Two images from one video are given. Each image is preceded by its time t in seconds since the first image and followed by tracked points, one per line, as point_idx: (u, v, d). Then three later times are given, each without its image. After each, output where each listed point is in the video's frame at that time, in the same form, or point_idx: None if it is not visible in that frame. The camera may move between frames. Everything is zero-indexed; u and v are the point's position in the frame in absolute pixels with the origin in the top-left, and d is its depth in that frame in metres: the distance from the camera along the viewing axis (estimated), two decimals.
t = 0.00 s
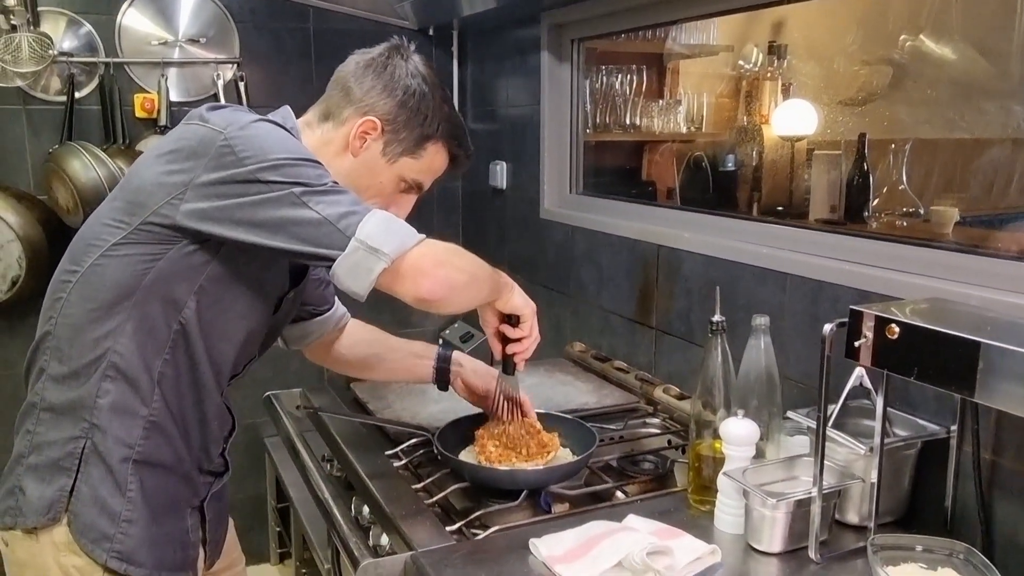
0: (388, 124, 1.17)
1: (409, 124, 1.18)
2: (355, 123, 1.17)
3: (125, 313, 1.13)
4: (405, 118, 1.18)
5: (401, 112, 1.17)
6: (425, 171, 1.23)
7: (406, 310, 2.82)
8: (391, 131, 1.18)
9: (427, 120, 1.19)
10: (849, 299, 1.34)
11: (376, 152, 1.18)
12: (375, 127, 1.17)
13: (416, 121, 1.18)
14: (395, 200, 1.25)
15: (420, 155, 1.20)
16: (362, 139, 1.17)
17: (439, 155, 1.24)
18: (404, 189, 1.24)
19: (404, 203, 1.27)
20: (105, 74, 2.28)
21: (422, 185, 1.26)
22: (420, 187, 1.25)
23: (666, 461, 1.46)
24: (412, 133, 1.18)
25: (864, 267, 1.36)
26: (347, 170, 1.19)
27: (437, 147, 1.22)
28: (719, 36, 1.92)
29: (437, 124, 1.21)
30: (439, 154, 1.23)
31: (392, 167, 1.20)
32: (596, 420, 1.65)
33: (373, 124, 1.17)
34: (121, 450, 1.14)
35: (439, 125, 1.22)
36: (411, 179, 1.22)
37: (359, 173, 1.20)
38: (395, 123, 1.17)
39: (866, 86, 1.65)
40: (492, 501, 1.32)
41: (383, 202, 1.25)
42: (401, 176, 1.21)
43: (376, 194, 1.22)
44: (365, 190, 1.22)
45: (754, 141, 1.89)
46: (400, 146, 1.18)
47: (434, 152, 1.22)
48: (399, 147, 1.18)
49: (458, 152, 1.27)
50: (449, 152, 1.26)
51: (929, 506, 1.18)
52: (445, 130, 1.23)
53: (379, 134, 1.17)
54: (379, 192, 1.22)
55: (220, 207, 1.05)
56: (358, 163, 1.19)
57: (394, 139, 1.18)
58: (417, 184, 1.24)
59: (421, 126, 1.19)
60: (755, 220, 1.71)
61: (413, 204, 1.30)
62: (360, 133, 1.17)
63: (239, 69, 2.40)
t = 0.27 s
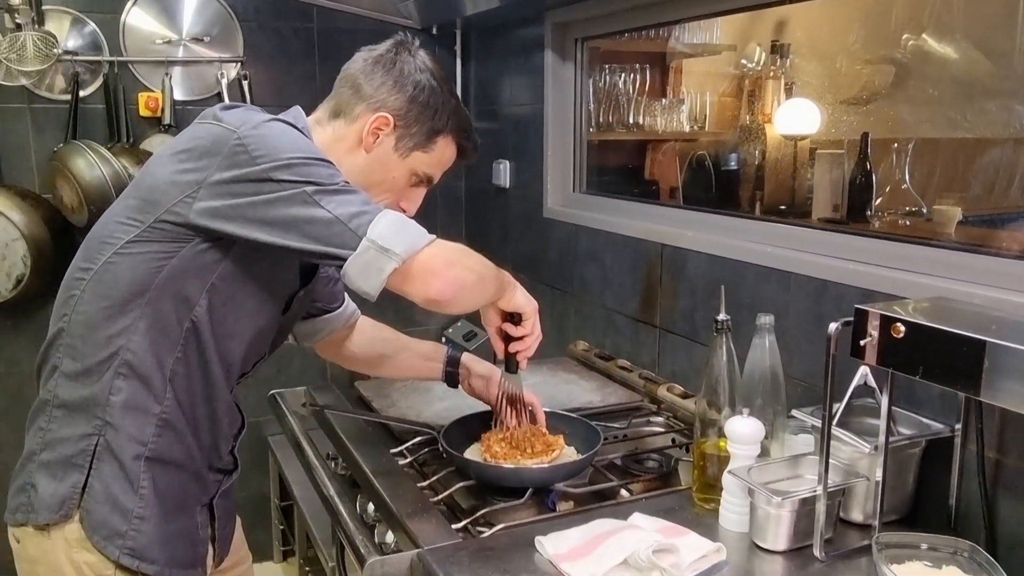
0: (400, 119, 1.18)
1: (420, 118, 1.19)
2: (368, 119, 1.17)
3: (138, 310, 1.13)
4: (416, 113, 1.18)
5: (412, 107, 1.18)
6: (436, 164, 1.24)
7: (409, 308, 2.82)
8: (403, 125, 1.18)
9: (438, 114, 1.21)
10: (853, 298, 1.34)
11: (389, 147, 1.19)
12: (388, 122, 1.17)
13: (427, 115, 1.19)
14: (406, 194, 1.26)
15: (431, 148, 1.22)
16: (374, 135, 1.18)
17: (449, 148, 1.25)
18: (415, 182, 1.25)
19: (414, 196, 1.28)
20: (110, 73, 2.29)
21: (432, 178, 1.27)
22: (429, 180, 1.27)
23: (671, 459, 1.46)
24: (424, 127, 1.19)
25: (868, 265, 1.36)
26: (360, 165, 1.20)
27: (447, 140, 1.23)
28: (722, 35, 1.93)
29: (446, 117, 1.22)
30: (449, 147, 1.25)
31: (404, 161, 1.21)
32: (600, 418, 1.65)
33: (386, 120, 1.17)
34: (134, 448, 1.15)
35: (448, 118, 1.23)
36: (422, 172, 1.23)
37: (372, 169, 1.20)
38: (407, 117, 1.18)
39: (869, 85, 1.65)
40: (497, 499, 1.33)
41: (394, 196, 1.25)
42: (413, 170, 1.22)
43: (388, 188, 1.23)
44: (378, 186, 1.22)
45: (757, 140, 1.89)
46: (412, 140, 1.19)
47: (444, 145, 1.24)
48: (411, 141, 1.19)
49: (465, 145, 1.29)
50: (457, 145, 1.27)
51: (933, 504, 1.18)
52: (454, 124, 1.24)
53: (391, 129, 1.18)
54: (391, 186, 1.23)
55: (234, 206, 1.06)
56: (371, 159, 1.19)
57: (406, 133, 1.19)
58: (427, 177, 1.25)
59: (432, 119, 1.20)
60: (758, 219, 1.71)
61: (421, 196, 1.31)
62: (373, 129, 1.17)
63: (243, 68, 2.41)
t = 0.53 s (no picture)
0: (404, 116, 1.18)
1: (424, 114, 1.19)
2: (373, 118, 1.17)
3: (141, 310, 1.13)
4: (420, 110, 1.19)
5: (416, 104, 1.18)
6: (440, 160, 1.25)
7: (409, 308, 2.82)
8: (408, 123, 1.19)
9: (441, 109, 1.21)
10: (854, 299, 1.34)
11: (394, 145, 1.19)
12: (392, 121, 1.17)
13: (431, 112, 1.20)
14: (410, 190, 1.27)
15: (435, 144, 1.22)
16: (379, 134, 1.18)
17: (452, 143, 1.26)
18: (418, 179, 1.26)
19: (418, 192, 1.29)
20: (110, 73, 2.29)
21: (436, 173, 1.27)
22: (433, 175, 1.27)
23: (671, 459, 1.46)
24: (428, 123, 1.20)
25: (868, 266, 1.36)
26: (366, 164, 1.20)
27: (450, 136, 1.24)
28: (722, 35, 1.93)
29: (449, 113, 1.23)
30: (451, 143, 1.25)
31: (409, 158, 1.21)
32: (600, 419, 1.65)
33: (390, 119, 1.17)
34: (137, 448, 1.15)
35: (451, 114, 1.23)
36: (426, 168, 1.24)
37: (377, 167, 1.21)
38: (411, 115, 1.18)
39: (869, 85, 1.65)
40: (498, 499, 1.33)
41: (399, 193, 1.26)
42: (418, 166, 1.23)
43: (393, 185, 1.23)
44: (384, 183, 1.23)
45: (756, 140, 1.89)
46: (417, 137, 1.20)
47: (448, 141, 1.24)
48: (416, 139, 1.20)
49: (468, 140, 1.29)
50: (460, 140, 1.28)
51: (933, 504, 1.19)
52: (456, 120, 1.25)
53: (396, 127, 1.18)
54: (396, 183, 1.23)
55: (236, 207, 1.06)
56: (376, 157, 1.20)
57: (410, 131, 1.19)
58: (431, 173, 1.26)
59: (436, 116, 1.20)
60: (758, 220, 1.71)
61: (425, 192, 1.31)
62: (379, 127, 1.18)
63: (243, 68, 2.41)
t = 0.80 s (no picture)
0: (398, 105, 1.18)
1: (419, 101, 1.18)
2: (368, 109, 1.17)
3: (146, 310, 1.13)
4: (414, 97, 1.18)
5: (411, 92, 1.18)
6: (438, 146, 1.24)
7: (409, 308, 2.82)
8: (402, 112, 1.18)
9: (436, 95, 1.20)
10: (855, 300, 1.34)
11: (390, 135, 1.19)
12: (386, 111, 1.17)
13: (425, 98, 1.19)
14: (412, 179, 1.26)
15: (432, 130, 1.21)
16: (374, 124, 1.18)
17: (449, 128, 1.25)
18: (419, 167, 1.25)
19: (420, 181, 1.28)
20: (109, 72, 2.28)
21: (436, 161, 1.27)
22: (433, 163, 1.26)
23: (671, 460, 1.46)
24: (424, 110, 1.19)
25: (869, 267, 1.36)
26: (363, 154, 1.20)
27: (447, 121, 1.23)
28: (723, 35, 1.92)
29: (444, 98, 1.22)
30: (449, 128, 1.25)
31: (406, 147, 1.20)
32: (600, 419, 1.65)
33: (385, 108, 1.17)
34: (137, 450, 1.15)
35: (446, 99, 1.22)
36: (425, 156, 1.23)
37: (375, 157, 1.20)
38: (405, 103, 1.18)
39: (869, 85, 1.65)
40: (498, 500, 1.33)
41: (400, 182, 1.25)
42: (417, 154, 1.22)
43: (393, 175, 1.23)
44: (383, 173, 1.23)
45: (757, 140, 1.89)
46: (413, 125, 1.19)
47: (444, 126, 1.23)
48: (412, 127, 1.19)
49: (466, 124, 1.28)
50: (458, 125, 1.27)
51: (935, 506, 1.18)
52: (452, 104, 1.24)
53: (391, 116, 1.18)
54: (396, 173, 1.23)
55: (227, 205, 1.05)
56: (373, 148, 1.19)
57: (406, 119, 1.18)
58: (431, 160, 1.25)
59: (431, 101, 1.19)
60: (758, 220, 1.71)
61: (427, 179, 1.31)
62: (373, 118, 1.17)
63: (243, 67, 2.41)
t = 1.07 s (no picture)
0: (365, 37, 1.20)
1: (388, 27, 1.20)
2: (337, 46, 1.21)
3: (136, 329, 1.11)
4: (381, 25, 1.20)
5: (375, 22, 1.20)
6: (424, 71, 1.23)
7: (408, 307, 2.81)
8: (371, 41, 1.20)
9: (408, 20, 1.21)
10: (857, 300, 1.34)
11: (365, 68, 1.21)
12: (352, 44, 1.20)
13: (391, 24, 1.20)
14: (408, 117, 1.25)
15: (410, 53, 1.21)
16: (346, 59, 1.21)
17: (432, 53, 1.23)
18: (410, 102, 1.24)
19: (419, 120, 1.27)
20: (109, 72, 2.28)
21: (428, 91, 1.25)
22: (426, 95, 1.25)
23: (673, 462, 1.45)
24: (394, 35, 1.20)
25: (871, 267, 1.36)
26: (348, 96, 1.23)
27: (427, 43, 1.22)
28: (723, 34, 1.92)
29: (419, 23, 1.22)
30: (432, 51, 1.23)
31: (384, 77, 1.21)
32: (601, 419, 1.64)
33: (351, 41, 1.20)
34: (159, 472, 1.15)
35: (422, 24, 1.22)
36: (410, 83, 1.22)
37: (359, 94, 1.22)
38: (372, 32, 1.20)
39: (869, 86, 1.65)
40: (499, 501, 1.32)
41: (395, 121, 1.25)
42: (399, 82, 1.22)
43: (382, 111, 1.23)
44: (372, 110, 1.23)
45: (757, 139, 1.89)
46: (385, 52, 1.20)
47: (425, 50, 1.22)
48: (385, 55, 1.20)
49: (456, 54, 1.27)
50: (446, 51, 1.25)
51: (938, 508, 1.18)
52: (431, 31, 1.23)
53: (359, 47, 1.20)
54: (385, 109, 1.23)
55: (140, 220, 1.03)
56: (353, 85, 1.22)
57: (378, 49, 1.20)
58: (422, 91, 1.24)
59: (401, 26, 1.20)
60: (758, 220, 1.71)
61: (431, 121, 1.29)
62: (344, 53, 1.21)
63: (243, 66, 2.40)
